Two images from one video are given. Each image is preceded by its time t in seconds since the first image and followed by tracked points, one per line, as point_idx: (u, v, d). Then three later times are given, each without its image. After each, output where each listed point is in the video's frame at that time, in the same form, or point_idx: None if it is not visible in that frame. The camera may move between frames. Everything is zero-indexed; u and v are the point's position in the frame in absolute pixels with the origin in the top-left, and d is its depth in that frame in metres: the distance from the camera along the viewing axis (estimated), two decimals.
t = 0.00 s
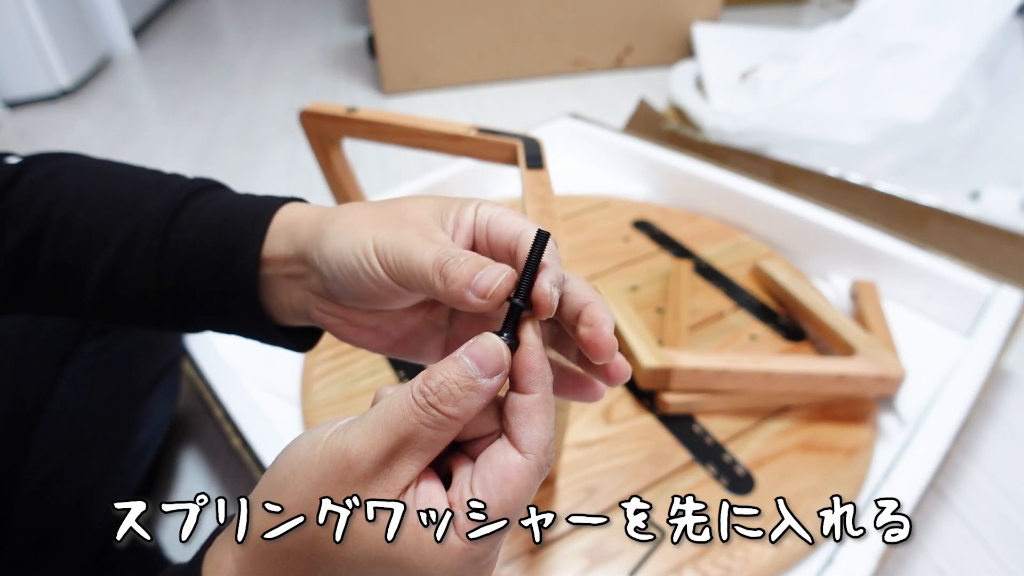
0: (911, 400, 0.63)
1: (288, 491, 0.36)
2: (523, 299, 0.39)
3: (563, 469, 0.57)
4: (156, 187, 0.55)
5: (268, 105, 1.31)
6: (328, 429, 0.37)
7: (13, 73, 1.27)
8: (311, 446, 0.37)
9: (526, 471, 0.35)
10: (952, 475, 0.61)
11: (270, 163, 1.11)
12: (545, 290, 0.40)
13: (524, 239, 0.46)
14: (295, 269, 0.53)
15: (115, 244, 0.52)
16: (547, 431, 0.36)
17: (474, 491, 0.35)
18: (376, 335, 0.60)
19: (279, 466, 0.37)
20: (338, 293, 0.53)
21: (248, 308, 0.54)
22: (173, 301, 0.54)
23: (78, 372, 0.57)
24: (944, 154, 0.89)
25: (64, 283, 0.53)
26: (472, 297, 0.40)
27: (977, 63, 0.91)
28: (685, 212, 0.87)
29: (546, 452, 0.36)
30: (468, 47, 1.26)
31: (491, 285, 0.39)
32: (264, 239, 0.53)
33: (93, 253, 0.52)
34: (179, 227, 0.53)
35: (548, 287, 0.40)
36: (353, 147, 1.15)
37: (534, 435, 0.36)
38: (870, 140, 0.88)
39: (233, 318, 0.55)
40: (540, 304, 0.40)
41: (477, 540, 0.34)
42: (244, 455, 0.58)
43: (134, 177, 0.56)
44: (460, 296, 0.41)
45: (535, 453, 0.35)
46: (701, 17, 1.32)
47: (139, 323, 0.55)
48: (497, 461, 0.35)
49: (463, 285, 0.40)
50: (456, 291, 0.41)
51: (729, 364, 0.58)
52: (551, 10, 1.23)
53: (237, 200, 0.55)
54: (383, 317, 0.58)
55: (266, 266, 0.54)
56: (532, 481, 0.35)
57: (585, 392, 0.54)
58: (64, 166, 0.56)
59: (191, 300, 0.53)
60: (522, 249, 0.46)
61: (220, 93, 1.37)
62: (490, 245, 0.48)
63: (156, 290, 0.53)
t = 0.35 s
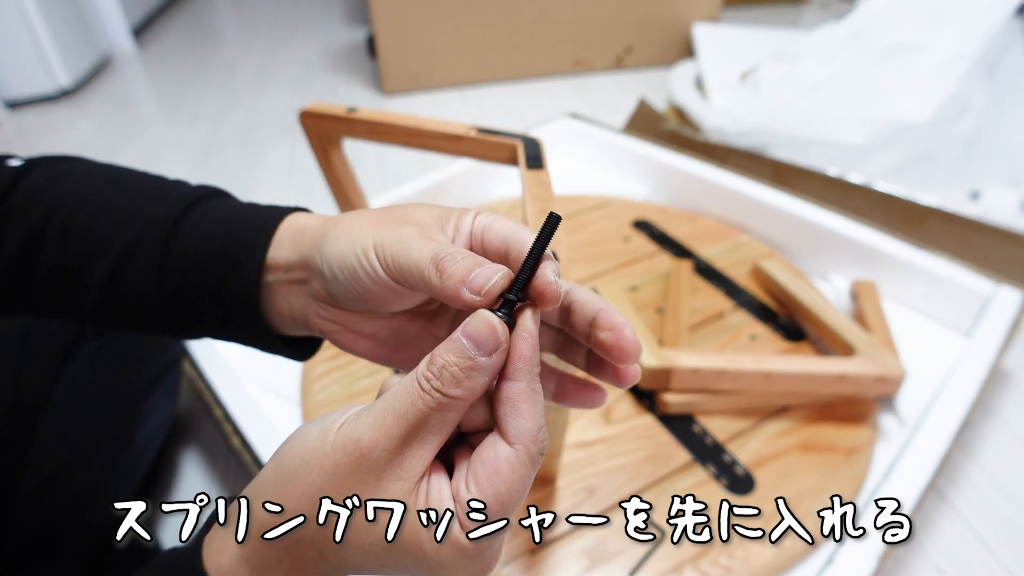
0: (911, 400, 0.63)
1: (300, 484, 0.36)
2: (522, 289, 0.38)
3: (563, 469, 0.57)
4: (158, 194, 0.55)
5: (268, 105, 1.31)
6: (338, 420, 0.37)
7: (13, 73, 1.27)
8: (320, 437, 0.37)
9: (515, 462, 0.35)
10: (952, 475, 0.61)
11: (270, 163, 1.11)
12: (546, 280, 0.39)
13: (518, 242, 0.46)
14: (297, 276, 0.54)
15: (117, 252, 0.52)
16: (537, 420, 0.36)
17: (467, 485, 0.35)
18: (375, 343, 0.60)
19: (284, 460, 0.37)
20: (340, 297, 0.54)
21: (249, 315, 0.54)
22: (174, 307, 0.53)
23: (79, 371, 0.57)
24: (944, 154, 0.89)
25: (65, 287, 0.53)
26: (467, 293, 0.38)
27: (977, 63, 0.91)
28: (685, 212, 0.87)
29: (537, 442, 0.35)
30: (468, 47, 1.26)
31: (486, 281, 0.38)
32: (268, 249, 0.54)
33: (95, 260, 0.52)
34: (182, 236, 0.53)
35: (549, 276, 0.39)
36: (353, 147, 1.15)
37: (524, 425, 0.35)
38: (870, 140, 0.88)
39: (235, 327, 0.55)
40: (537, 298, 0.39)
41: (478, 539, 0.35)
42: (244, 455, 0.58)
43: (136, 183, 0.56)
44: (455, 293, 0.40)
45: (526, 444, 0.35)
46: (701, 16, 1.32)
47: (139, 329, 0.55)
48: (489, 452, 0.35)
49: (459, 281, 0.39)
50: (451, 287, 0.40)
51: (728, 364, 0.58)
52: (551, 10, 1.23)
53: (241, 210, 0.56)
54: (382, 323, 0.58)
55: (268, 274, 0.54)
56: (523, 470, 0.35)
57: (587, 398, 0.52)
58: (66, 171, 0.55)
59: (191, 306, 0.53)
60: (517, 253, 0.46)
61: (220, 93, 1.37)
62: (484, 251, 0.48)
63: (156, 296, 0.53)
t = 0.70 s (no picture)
0: (911, 400, 0.63)
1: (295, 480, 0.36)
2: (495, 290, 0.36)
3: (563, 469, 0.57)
4: (159, 197, 0.55)
5: (268, 105, 1.31)
6: (331, 416, 0.37)
7: (13, 73, 1.27)
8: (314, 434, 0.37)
9: (537, 481, 0.35)
10: (952, 475, 0.61)
11: (270, 163, 1.11)
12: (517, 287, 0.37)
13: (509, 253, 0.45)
14: (294, 272, 0.54)
15: (116, 252, 0.52)
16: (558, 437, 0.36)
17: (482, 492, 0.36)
18: (364, 347, 0.57)
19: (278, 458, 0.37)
20: (333, 295, 0.53)
21: (245, 319, 0.53)
22: (171, 309, 0.53)
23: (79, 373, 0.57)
24: (944, 154, 0.89)
25: (63, 288, 0.53)
26: (451, 279, 0.39)
27: (977, 64, 0.91)
28: (685, 212, 0.87)
29: (561, 459, 0.36)
30: (468, 47, 1.26)
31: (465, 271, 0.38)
32: (268, 250, 0.54)
33: (92, 260, 0.52)
34: (181, 236, 0.53)
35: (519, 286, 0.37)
36: (353, 147, 1.15)
37: (545, 443, 0.36)
38: (870, 140, 0.88)
39: (232, 332, 0.54)
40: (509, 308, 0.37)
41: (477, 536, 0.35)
42: (244, 455, 0.58)
43: (139, 185, 0.56)
44: (438, 283, 0.40)
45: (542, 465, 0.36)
46: (701, 17, 1.32)
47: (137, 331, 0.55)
48: (509, 468, 0.36)
49: (444, 269, 0.39)
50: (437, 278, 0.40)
51: (728, 364, 0.58)
52: (551, 10, 1.23)
53: (242, 212, 0.56)
54: (371, 325, 0.56)
55: (268, 269, 0.54)
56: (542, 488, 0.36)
57: (573, 413, 0.49)
58: (67, 172, 0.56)
59: (189, 308, 0.53)
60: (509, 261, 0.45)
61: (220, 93, 1.37)
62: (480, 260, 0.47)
63: (154, 298, 0.53)
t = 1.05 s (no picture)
0: (911, 400, 0.63)
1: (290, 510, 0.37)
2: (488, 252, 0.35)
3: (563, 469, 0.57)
4: (156, 195, 0.56)
5: (268, 105, 1.31)
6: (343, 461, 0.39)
7: (13, 73, 1.27)
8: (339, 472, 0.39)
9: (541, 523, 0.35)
10: (952, 475, 0.60)
11: (270, 163, 1.11)
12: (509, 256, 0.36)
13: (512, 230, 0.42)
14: (287, 264, 0.53)
15: (109, 251, 0.52)
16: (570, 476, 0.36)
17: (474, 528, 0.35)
18: (355, 345, 0.53)
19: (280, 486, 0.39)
20: (324, 285, 0.50)
21: (238, 320, 0.53)
22: (164, 308, 0.53)
23: (79, 373, 0.56)
24: (944, 154, 0.89)
25: (58, 286, 0.53)
26: (439, 246, 0.37)
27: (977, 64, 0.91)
28: (684, 212, 0.87)
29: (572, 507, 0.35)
30: (469, 48, 1.26)
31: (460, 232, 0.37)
32: (265, 240, 0.53)
33: (87, 259, 0.52)
34: (176, 235, 0.53)
35: (511, 255, 0.36)
36: (353, 147, 1.15)
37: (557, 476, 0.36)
38: (869, 140, 0.88)
39: (226, 331, 0.53)
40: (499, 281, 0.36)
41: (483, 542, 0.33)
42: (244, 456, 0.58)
43: (135, 183, 0.56)
44: (428, 254, 0.38)
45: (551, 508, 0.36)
46: (701, 17, 1.32)
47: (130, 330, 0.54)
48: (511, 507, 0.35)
49: (433, 239, 0.38)
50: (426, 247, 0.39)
51: (728, 364, 0.58)
52: (551, 10, 1.23)
53: (238, 210, 0.56)
54: (361, 319, 0.52)
55: (262, 263, 0.53)
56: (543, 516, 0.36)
57: (571, 413, 0.47)
58: (65, 171, 0.56)
59: (181, 306, 0.52)
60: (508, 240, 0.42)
61: (220, 93, 1.37)
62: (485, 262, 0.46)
63: (147, 296, 0.52)
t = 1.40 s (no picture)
0: (911, 400, 0.63)
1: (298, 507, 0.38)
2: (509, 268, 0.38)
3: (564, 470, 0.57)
4: (129, 181, 0.53)
5: (267, 105, 1.31)
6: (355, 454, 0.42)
7: (11, 72, 1.27)
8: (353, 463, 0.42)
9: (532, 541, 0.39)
10: (952, 476, 0.60)
11: (270, 163, 1.11)
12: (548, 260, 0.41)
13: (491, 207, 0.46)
14: (261, 271, 0.49)
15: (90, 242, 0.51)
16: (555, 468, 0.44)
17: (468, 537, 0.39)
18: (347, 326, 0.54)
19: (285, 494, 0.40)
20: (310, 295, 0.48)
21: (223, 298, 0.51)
22: (152, 295, 0.51)
23: (78, 372, 0.56)
24: (945, 154, 0.89)
25: (45, 283, 0.52)
26: (462, 299, 0.37)
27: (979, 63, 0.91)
28: (685, 211, 0.87)
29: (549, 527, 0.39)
30: (469, 47, 1.26)
31: (485, 292, 0.36)
32: (224, 225, 0.49)
33: (72, 252, 0.51)
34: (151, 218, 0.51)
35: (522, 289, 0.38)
36: (353, 147, 1.15)
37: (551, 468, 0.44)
38: (868, 141, 0.89)
39: (217, 309, 0.51)
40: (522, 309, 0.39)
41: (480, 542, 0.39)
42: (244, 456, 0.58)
43: (112, 172, 0.54)
44: (447, 301, 0.38)
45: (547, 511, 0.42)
46: (701, 17, 1.32)
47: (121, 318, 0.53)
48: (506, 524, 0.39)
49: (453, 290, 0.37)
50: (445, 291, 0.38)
51: (728, 364, 0.58)
52: (550, 9, 1.23)
53: (210, 188, 0.52)
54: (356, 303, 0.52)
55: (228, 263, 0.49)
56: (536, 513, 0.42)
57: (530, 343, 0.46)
58: (47, 165, 0.55)
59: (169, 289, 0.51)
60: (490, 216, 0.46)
61: (220, 93, 1.36)
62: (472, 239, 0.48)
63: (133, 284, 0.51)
